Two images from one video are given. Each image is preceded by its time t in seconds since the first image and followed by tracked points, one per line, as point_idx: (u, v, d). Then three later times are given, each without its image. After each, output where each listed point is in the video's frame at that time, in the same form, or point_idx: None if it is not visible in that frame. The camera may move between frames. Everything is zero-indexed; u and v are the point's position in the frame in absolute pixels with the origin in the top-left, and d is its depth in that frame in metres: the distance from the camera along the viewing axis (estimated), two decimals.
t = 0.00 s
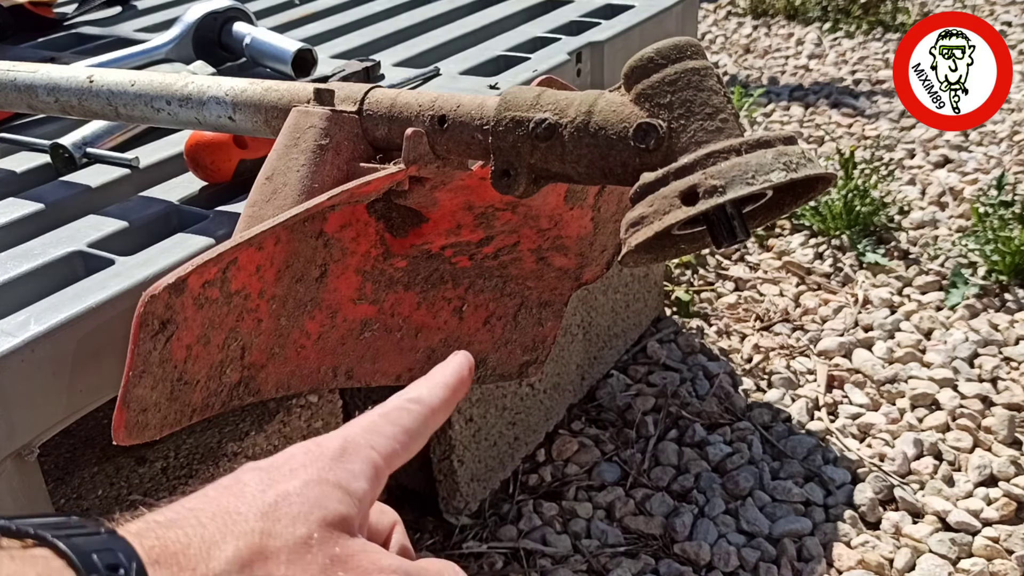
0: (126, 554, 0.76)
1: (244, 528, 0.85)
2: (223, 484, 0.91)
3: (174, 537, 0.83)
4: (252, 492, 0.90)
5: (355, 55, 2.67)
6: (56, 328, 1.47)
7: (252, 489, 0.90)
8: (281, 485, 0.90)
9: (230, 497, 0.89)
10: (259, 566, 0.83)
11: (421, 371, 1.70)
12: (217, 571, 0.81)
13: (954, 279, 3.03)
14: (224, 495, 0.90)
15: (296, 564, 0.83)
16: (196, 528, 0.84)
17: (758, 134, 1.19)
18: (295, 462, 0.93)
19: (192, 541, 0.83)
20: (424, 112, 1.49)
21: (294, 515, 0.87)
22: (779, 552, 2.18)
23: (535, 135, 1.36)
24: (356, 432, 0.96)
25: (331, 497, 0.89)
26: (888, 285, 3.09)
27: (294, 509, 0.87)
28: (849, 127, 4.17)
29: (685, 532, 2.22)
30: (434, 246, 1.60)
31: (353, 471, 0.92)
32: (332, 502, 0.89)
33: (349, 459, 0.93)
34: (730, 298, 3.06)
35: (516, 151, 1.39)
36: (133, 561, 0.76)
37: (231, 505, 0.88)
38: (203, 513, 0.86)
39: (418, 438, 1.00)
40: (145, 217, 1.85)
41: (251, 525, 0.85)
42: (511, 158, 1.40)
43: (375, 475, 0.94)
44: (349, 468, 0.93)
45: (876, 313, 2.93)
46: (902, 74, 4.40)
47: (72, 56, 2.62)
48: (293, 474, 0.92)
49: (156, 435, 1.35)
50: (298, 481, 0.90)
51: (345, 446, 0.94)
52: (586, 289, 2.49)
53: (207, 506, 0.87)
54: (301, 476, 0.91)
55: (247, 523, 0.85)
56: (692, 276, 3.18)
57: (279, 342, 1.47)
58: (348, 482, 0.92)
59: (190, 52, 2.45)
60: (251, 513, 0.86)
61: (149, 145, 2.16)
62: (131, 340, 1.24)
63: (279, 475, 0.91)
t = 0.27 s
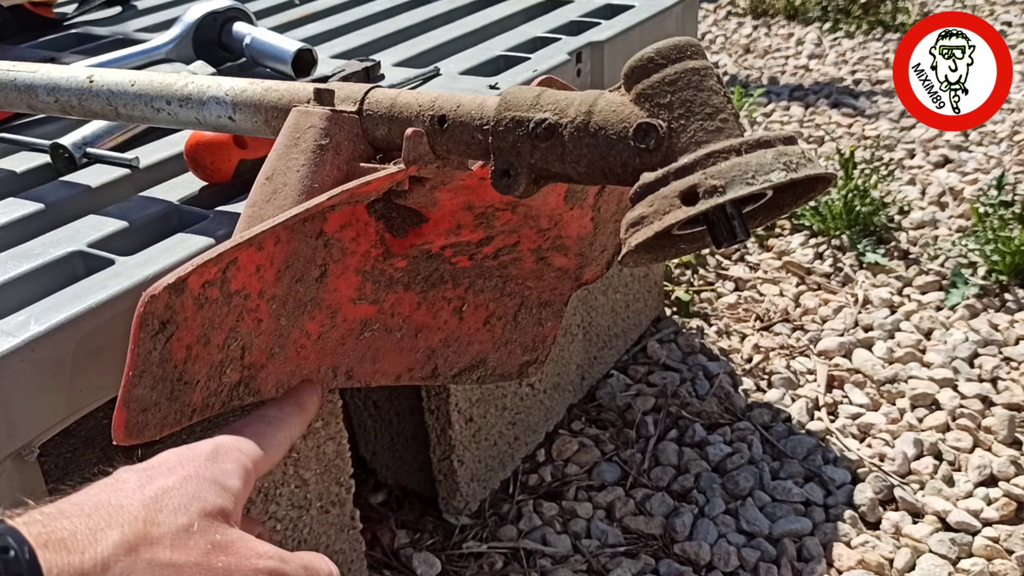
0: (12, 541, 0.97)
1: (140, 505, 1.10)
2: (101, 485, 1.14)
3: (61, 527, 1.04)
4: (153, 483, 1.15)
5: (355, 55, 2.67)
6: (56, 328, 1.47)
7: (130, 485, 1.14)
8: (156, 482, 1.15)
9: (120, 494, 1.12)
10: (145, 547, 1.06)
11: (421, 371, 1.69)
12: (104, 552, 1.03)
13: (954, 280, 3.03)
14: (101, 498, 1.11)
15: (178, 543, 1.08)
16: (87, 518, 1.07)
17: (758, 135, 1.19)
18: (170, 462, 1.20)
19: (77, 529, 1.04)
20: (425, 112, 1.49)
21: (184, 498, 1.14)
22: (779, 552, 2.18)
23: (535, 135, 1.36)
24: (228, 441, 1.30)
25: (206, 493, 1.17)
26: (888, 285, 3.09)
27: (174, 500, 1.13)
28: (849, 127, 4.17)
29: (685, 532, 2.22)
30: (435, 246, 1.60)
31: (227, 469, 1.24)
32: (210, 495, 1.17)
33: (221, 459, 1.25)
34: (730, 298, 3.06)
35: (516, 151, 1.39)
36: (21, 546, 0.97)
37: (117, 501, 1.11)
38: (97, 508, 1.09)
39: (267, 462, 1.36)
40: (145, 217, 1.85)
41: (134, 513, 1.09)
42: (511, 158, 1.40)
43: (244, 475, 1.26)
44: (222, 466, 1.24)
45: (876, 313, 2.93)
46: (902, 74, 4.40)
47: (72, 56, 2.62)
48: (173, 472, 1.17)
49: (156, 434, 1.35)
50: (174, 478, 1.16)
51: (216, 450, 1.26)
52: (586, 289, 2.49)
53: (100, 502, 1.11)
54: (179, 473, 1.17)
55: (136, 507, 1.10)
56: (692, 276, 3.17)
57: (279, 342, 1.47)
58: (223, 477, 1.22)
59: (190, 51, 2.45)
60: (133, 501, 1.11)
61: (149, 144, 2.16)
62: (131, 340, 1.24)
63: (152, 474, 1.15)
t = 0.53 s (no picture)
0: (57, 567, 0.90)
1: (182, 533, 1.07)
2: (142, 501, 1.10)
3: (103, 549, 1.00)
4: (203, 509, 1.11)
5: (354, 55, 2.67)
6: (56, 328, 1.47)
7: (171, 510, 1.10)
8: (198, 508, 1.11)
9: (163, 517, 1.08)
10: None
11: (421, 371, 1.69)
12: None
13: (954, 280, 3.03)
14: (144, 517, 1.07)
15: None
16: (128, 540, 1.03)
17: (758, 134, 1.19)
18: (213, 487, 1.17)
19: (118, 554, 1.00)
20: (424, 112, 1.49)
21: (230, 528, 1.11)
22: (779, 552, 2.18)
23: (535, 135, 1.36)
24: (267, 460, 1.28)
25: (247, 525, 1.13)
26: (888, 285, 3.09)
27: (214, 532, 1.09)
28: (849, 127, 4.17)
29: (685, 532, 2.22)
30: (434, 246, 1.59)
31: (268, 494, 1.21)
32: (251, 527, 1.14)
33: (263, 483, 1.22)
34: (730, 298, 3.06)
35: (516, 151, 1.39)
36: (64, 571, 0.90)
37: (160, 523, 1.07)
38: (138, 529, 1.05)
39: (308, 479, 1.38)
40: (145, 217, 1.85)
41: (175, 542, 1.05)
42: (511, 158, 1.40)
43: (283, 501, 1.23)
44: (263, 492, 1.21)
45: (876, 313, 2.93)
46: (902, 75, 4.40)
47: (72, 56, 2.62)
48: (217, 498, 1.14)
49: (156, 434, 1.35)
50: (217, 506, 1.13)
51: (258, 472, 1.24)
52: (586, 289, 2.49)
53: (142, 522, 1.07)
54: (220, 500, 1.14)
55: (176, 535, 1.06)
56: (692, 276, 3.18)
57: (279, 342, 1.47)
58: (262, 505, 1.19)
59: (190, 52, 2.45)
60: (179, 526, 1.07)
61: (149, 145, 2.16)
62: (131, 340, 1.24)
63: (193, 500, 1.11)
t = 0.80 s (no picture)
0: (127, 539, 0.89)
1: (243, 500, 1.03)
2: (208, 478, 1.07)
3: (165, 519, 0.98)
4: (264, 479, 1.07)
5: (354, 55, 2.67)
6: (56, 328, 1.47)
7: (237, 479, 1.07)
8: (265, 475, 1.08)
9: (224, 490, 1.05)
10: (243, 541, 0.98)
11: (422, 371, 1.68)
12: (205, 545, 0.96)
13: (954, 280, 3.03)
14: (210, 489, 1.05)
15: (278, 536, 1.00)
16: (189, 510, 1.00)
17: (758, 135, 1.19)
18: (279, 453, 1.13)
19: (181, 522, 0.98)
20: (424, 112, 1.49)
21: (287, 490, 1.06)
22: (779, 552, 2.18)
23: (534, 135, 1.36)
24: (335, 420, 1.22)
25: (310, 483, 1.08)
26: (888, 285, 3.09)
27: (279, 495, 1.05)
28: (849, 127, 4.17)
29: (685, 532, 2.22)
30: (434, 246, 1.59)
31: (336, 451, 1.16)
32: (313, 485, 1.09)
33: (331, 443, 1.17)
34: (730, 298, 3.06)
35: (516, 151, 1.39)
36: (134, 544, 0.89)
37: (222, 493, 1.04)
38: (203, 499, 1.03)
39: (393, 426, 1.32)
40: (145, 217, 1.85)
41: (237, 506, 1.02)
42: (511, 158, 1.40)
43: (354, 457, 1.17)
44: (332, 450, 1.15)
45: (877, 313, 2.93)
46: (902, 75, 4.40)
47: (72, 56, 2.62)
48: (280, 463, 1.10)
49: (156, 434, 1.35)
50: (282, 471, 1.09)
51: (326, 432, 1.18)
52: (586, 290, 2.49)
53: (208, 492, 1.04)
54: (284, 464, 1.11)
55: (238, 501, 1.03)
56: (692, 276, 3.18)
57: (279, 341, 1.47)
58: (331, 463, 1.13)
59: (190, 52, 2.45)
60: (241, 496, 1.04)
61: (149, 145, 2.16)
62: (131, 340, 1.25)
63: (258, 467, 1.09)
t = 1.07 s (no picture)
0: (145, 513, 1.05)
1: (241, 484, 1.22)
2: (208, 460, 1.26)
3: (178, 497, 1.16)
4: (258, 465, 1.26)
5: (355, 55, 2.67)
6: (56, 328, 1.47)
7: (232, 464, 1.25)
8: (257, 463, 1.26)
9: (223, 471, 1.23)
10: (242, 527, 1.16)
11: (421, 371, 1.70)
12: (211, 526, 1.14)
13: (954, 280, 3.02)
14: (210, 473, 1.23)
15: (269, 524, 1.18)
16: (194, 490, 1.18)
17: (758, 135, 1.19)
18: (268, 443, 1.31)
19: (189, 501, 1.16)
20: (425, 112, 1.49)
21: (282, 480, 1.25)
22: (779, 552, 2.18)
23: (534, 135, 1.36)
24: (313, 415, 1.42)
25: (297, 477, 1.27)
26: (888, 285, 3.09)
27: (270, 485, 1.24)
28: (849, 127, 4.17)
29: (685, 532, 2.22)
30: (435, 246, 1.59)
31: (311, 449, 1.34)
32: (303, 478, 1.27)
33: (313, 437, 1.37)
34: (730, 298, 3.06)
35: (516, 151, 1.39)
36: (152, 517, 1.05)
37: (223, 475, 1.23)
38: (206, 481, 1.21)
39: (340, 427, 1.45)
40: (145, 217, 1.85)
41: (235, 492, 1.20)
42: (511, 158, 1.40)
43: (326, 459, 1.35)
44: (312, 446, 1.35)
45: (876, 313, 2.93)
46: (902, 74, 4.40)
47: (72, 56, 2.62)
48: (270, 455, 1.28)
49: (156, 434, 1.35)
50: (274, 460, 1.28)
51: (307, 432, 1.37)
52: (586, 290, 2.49)
53: (210, 475, 1.22)
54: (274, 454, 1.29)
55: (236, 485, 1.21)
56: (692, 276, 3.18)
57: (279, 342, 1.47)
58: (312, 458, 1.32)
59: (190, 52, 2.45)
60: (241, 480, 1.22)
61: (149, 145, 2.16)
62: (131, 340, 1.24)
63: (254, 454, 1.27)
